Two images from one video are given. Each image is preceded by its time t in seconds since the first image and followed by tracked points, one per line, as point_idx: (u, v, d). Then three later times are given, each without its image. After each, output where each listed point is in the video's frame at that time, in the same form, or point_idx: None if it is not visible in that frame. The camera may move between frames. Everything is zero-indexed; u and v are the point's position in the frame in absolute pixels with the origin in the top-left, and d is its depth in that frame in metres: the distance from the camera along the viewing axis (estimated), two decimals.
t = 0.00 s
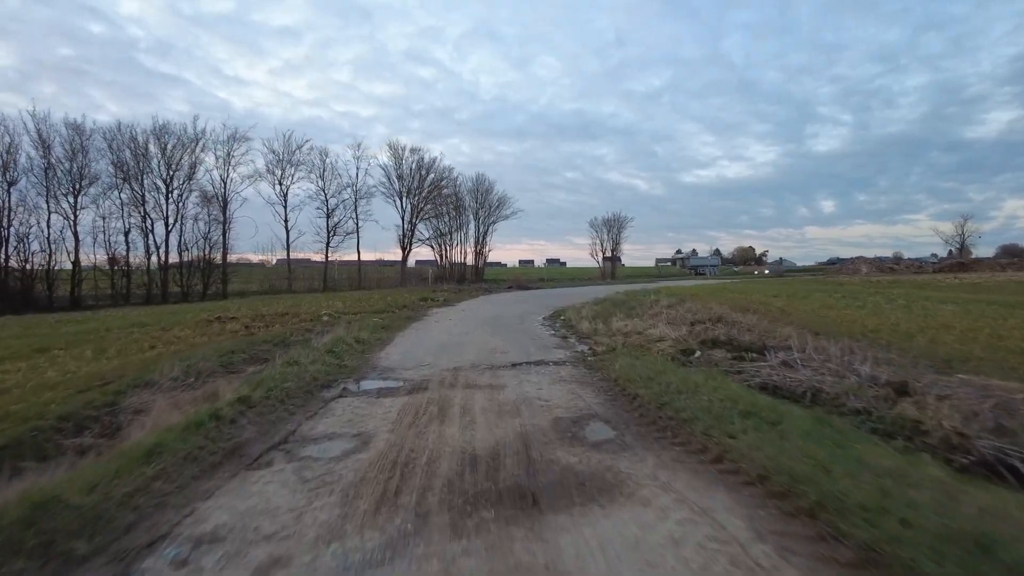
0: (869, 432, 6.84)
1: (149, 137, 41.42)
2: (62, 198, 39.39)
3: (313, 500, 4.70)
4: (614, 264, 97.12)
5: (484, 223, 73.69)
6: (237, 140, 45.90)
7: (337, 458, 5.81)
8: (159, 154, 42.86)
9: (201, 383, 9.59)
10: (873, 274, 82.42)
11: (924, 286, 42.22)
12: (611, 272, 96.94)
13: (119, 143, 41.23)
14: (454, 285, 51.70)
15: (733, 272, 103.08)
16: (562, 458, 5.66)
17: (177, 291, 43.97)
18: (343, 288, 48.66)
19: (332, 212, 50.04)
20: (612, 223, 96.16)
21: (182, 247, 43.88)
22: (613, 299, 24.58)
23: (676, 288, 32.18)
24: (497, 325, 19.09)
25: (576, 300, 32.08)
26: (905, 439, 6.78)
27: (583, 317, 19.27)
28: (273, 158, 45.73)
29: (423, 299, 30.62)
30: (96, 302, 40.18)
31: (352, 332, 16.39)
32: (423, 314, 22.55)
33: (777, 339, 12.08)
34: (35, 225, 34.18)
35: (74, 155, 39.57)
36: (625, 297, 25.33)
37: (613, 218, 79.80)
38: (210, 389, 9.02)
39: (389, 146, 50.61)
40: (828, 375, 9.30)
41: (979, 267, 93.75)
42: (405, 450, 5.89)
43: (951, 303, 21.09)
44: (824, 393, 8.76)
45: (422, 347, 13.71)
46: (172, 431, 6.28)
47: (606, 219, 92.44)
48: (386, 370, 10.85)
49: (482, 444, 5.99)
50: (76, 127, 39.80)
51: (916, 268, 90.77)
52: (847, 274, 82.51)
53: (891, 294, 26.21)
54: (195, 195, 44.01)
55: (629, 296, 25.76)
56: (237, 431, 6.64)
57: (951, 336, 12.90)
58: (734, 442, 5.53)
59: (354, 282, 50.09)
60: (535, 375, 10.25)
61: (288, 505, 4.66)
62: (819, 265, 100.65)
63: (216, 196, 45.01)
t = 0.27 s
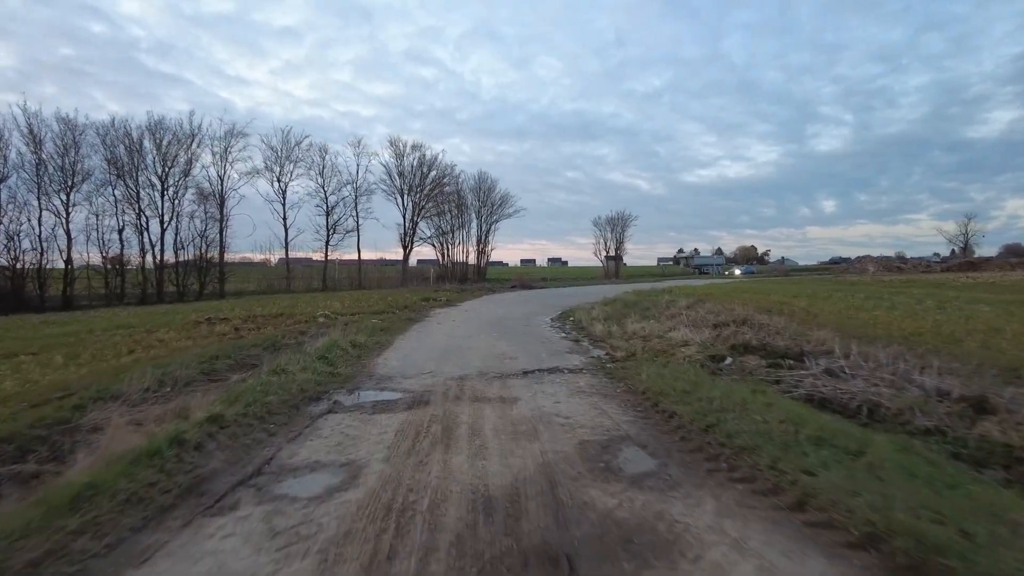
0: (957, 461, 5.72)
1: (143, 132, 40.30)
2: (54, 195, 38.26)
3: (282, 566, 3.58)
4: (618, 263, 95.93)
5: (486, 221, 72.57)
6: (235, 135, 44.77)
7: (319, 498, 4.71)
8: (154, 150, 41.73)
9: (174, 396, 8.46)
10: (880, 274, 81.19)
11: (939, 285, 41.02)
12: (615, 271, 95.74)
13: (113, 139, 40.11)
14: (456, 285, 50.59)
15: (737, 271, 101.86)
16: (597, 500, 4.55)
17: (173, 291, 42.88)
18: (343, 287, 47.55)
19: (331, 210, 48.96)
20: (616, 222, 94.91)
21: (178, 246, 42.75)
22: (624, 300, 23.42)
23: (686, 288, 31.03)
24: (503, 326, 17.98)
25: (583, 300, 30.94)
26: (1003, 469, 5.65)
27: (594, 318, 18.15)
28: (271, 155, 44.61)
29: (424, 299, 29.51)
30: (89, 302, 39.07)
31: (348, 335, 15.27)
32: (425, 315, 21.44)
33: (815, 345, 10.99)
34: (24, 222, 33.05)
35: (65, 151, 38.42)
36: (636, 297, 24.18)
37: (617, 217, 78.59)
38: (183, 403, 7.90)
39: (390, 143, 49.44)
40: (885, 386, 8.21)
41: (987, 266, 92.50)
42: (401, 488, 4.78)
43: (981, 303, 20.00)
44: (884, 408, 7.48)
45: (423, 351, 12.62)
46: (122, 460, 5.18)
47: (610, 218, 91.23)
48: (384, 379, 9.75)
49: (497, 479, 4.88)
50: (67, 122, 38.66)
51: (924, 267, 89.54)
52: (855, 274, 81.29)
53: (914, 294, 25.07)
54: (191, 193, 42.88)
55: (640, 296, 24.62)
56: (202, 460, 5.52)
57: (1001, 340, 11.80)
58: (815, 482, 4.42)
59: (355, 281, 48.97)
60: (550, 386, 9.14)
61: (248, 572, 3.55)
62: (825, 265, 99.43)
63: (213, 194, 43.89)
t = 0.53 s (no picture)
0: None
1: (134, 128, 39.11)
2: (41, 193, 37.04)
3: None
4: (620, 263, 94.75)
5: (486, 220, 71.48)
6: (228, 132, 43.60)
7: (265, 567, 3.54)
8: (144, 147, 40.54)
9: (125, 415, 7.30)
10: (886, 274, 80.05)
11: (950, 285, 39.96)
12: (616, 271, 94.57)
13: (102, 136, 38.90)
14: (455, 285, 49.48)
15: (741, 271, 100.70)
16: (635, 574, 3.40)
17: (165, 292, 41.69)
18: (340, 288, 46.39)
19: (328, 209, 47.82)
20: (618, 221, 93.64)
21: (170, 245, 41.56)
22: (631, 301, 22.27)
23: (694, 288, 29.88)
24: (504, 330, 16.84)
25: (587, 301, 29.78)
26: None
27: (602, 322, 17.00)
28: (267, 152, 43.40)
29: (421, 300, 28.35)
30: (77, 303, 37.86)
31: (337, 340, 14.11)
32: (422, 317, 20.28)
33: (854, 354, 9.86)
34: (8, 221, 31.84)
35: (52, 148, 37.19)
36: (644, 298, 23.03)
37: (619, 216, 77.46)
38: (131, 424, 6.74)
39: (388, 140, 48.22)
40: (951, 402, 7.10)
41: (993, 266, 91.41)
42: (372, 554, 3.61)
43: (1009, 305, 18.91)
44: (955, 431, 6.31)
45: (417, 359, 11.49)
46: (15, 513, 4.00)
47: (612, 217, 90.01)
48: (370, 393, 8.61)
49: (499, 542, 3.73)
50: (54, 118, 37.43)
51: (929, 268, 88.41)
52: (861, 274, 80.10)
53: (933, 294, 23.97)
54: (183, 190, 41.70)
55: (648, 297, 23.46)
56: (127, 506, 4.36)
57: None
58: (933, 554, 3.27)
59: (352, 282, 47.82)
60: (559, 402, 7.98)
61: None
62: (829, 265, 98.31)
63: (206, 192, 42.72)
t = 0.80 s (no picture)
0: None
1: (129, 124, 37.95)
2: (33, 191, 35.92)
3: None
4: (627, 263, 93.37)
5: (491, 219, 70.19)
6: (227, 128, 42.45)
7: None
8: (141, 143, 39.38)
9: (69, 444, 6.11)
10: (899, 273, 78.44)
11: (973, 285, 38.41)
12: (623, 271, 93.17)
13: (97, 132, 37.76)
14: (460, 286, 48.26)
15: (749, 271, 99.15)
16: None
17: (162, 292, 40.56)
18: (341, 288, 45.21)
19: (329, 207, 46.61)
20: (625, 220, 92.14)
21: (167, 244, 40.42)
22: (648, 302, 20.97)
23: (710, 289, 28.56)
24: (514, 334, 15.62)
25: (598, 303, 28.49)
26: None
27: (620, 326, 15.74)
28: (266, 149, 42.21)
29: (424, 301, 27.10)
30: (71, 305, 36.74)
31: (332, 347, 12.89)
32: (425, 320, 19.07)
33: (920, 366, 8.60)
34: None
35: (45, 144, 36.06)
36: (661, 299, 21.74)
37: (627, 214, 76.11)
38: (72, 457, 5.54)
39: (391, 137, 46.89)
40: None
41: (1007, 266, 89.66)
42: None
43: None
44: None
45: (419, 370, 10.28)
46: None
47: (618, 216, 88.58)
48: (364, 414, 7.40)
49: None
50: (47, 114, 36.30)
51: (943, 267, 86.71)
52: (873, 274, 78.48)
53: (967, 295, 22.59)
54: (180, 188, 40.55)
55: (665, 298, 22.16)
56: None
57: None
58: None
59: (354, 282, 46.63)
60: (587, 426, 6.75)
61: None
62: (839, 264, 96.69)
63: (204, 190, 41.57)
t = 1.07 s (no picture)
0: None
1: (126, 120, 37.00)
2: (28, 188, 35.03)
3: None
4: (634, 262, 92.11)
5: (496, 218, 69.14)
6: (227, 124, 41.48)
7: None
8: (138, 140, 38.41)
9: None
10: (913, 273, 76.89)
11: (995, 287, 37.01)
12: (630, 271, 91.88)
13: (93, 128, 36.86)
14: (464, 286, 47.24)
15: (758, 271, 97.70)
16: None
17: (159, 292, 39.63)
18: (343, 289, 44.22)
19: (331, 206, 45.63)
20: (632, 219, 90.86)
21: (165, 244, 39.49)
22: (661, 303, 19.86)
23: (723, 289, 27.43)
24: (520, 338, 14.58)
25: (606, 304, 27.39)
26: None
27: (634, 329, 14.66)
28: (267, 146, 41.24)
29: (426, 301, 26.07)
30: (66, 305, 35.83)
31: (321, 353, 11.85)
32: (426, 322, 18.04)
33: (985, 379, 7.48)
34: None
35: (40, 141, 35.16)
36: (674, 300, 20.69)
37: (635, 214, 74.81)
38: None
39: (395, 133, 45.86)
40: None
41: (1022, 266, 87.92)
42: None
43: None
44: None
45: (413, 380, 9.24)
46: None
47: (626, 215, 87.31)
48: (344, 437, 6.38)
49: None
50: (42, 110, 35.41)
51: (957, 267, 85.04)
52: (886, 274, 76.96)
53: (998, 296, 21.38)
54: (179, 186, 39.63)
55: (678, 299, 21.09)
56: None
57: None
58: None
59: (357, 282, 45.64)
60: (604, 455, 5.72)
61: None
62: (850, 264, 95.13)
63: (203, 188, 40.65)
